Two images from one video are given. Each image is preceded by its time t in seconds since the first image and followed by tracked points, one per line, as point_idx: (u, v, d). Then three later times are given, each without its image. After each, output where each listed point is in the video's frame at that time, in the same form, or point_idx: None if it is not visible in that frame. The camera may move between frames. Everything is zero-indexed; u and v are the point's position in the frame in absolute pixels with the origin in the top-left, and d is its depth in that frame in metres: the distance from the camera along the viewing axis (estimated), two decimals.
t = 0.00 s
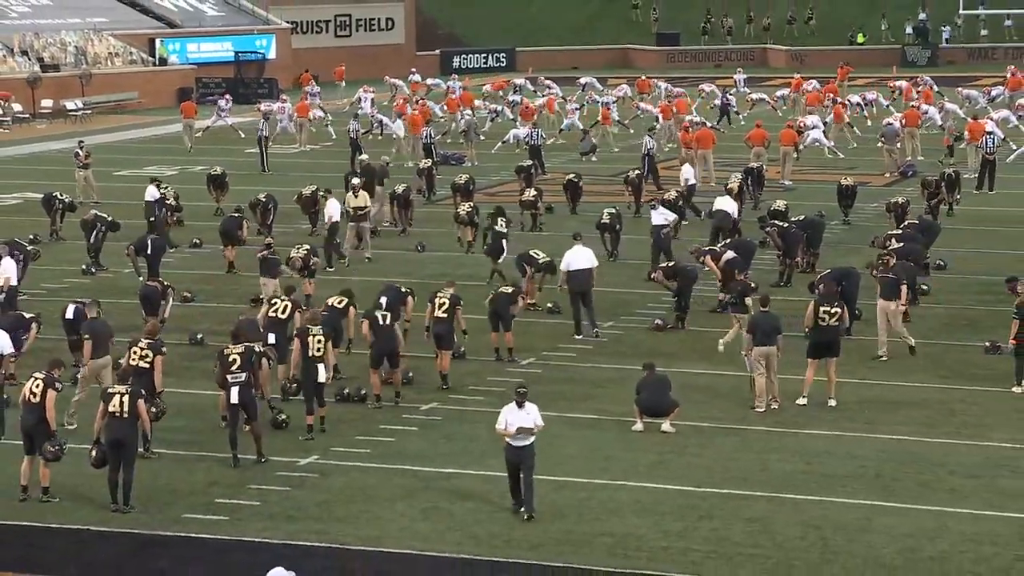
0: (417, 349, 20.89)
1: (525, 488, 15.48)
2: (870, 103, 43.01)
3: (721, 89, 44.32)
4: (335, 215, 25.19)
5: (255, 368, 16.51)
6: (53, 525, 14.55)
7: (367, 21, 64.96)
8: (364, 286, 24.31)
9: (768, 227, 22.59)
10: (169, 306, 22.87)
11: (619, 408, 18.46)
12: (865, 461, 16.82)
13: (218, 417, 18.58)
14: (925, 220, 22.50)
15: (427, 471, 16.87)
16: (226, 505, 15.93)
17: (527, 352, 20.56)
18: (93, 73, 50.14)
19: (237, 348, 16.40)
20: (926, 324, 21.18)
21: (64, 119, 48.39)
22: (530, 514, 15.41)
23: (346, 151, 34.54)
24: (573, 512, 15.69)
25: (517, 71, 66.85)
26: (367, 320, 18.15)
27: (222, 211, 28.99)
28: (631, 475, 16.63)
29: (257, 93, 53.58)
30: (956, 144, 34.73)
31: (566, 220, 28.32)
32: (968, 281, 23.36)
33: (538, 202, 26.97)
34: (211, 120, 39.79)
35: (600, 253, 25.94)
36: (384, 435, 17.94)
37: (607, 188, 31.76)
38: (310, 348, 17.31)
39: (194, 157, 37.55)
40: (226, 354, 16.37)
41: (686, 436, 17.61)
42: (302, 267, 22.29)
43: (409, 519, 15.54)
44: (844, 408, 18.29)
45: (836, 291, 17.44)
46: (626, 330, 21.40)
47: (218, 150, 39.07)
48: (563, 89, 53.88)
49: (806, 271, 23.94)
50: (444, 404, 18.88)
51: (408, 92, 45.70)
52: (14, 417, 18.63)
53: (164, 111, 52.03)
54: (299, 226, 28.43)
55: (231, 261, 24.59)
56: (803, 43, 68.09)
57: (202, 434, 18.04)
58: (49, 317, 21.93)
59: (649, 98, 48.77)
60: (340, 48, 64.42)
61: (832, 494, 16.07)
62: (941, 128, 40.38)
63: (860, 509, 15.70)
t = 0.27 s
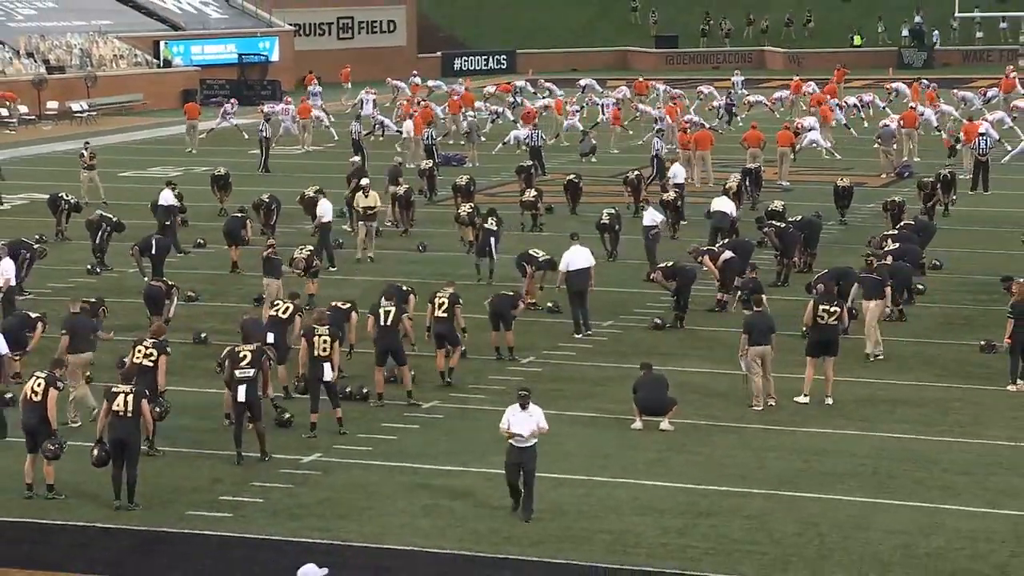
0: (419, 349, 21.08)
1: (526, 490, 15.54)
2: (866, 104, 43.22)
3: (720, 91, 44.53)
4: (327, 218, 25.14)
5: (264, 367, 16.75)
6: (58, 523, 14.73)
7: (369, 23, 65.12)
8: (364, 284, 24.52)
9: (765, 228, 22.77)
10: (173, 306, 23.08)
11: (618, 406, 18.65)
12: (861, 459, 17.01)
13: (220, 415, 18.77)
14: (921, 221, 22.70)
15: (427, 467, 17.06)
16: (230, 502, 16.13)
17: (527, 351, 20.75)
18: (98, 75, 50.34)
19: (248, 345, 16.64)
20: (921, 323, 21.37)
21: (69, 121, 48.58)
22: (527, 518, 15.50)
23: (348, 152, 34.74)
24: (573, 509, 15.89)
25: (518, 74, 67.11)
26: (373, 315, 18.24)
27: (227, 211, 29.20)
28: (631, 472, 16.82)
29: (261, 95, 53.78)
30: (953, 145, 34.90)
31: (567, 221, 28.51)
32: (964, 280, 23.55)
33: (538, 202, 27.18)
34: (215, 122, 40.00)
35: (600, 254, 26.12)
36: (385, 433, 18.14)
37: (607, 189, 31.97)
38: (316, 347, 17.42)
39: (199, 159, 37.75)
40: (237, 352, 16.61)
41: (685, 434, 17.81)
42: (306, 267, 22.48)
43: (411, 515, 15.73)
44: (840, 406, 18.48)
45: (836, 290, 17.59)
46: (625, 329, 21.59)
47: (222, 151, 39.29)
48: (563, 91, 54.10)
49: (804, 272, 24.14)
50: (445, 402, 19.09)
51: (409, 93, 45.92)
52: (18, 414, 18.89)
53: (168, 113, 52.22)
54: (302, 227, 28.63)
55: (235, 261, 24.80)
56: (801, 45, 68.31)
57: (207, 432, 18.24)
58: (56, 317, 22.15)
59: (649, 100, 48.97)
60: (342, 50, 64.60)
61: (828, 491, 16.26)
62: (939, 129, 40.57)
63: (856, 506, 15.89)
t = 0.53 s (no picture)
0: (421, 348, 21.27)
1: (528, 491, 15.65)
2: (864, 106, 43.42)
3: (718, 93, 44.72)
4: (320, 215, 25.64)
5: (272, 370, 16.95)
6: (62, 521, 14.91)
7: (371, 25, 65.30)
8: (365, 284, 24.71)
9: (763, 229, 22.98)
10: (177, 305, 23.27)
11: (617, 405, 18.84)
12: (858, 457, 17.19)
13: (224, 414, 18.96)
14: (917, 221, 22.91)
15: (428, 465, 17.25)
16: (234, 499, 16.32)
17: (527, 350, 20.94)
18: (103, 77, 50.51)
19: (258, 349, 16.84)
20: (918, 322, 21.56)
21: (75, 122, 48.73)
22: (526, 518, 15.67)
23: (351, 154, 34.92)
24: (573, 506, 16.07)
25: (519, 75, 67.32)
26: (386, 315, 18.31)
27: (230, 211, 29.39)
28: (630, 470, 17.01)
29: (265, 97, 53.96)
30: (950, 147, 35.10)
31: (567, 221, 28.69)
32: (960, 280, 23.74)
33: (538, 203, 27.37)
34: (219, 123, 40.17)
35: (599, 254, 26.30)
36: (386, 431, 18.33)
37: (607, 190, 32.14)
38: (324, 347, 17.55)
39: (203, 159, 37.92)
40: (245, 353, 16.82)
41: (684, 432, 17.99)
42: (309, 267, 22.67)
43: (412, 513, 15.92)
44: (837, 404, 18.66)
45: (831, 290, 17.79)
46: (624, 328, 21.77)
47: (224, 152, 39.48)
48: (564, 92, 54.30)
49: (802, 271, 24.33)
50: (446, 400, 19.28)
51: (410, 95, 46.11)
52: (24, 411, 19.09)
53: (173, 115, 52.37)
54: (305, 228, 28.82)
55: (239, 261, 24.99)
56: (799, 48, 68.52)
57: (210, 430, 18.43)
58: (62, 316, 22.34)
59: (647, 101, 49.15)
60: (345, 53, 64.77)
61: (825, 489, 16.44)
62: (936, 130, 40.75)
63: (852, 503, 16.07)
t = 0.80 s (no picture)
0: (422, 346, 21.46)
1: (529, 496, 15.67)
2: (862, 107, 43.62)
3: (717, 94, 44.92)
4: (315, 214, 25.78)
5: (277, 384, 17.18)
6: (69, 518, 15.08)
7: (374, 28, 65.53)
8: (367, 283, 24.89)
9: (763, 228, 23.12)
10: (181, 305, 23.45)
11: (617, 403, 19.01)
12: (856, 455, 17.36)
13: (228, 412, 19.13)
14: (915, 221, 23.09)
15: (430, 463, 17.42)
16: (238, 497, 16.49)
17: (528, 349, 21.12)
18: (108, 78, 50.68)
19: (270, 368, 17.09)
20: (915, 321, 21.73)
21: (80, 123, 48.89)
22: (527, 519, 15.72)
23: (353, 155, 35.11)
24: (574, 504, 16.24)
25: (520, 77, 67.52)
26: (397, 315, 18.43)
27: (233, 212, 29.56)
28: (630, 468, 17.17)
29: (268, 98, 54.16)
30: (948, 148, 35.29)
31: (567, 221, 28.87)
32: (956, 279, 23.93)
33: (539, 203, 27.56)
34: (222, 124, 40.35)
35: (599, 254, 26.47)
36: (389, 429, 18.52)
37: (607, 191, 32.32)
38: (332, 346, 17.70)
39: (207, 160, 38.09)
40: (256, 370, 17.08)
41: (684, 430, 18.16)
42: (312, 265, 22.83)
43: (415, 510, 16.09)
44: (835, 402, 18.84)
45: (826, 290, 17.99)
46: (624, 327, 21.94)
47: (228, 153, 39.66)
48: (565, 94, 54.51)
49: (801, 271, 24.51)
50: (448, 398, 19.46)
51: (412, 96, 46.31)
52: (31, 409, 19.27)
53: (178, 116, 52.52)
54: (308, 228, 29.00)
55: (243, 260, 25.17)
56: (797, 50, 68.74)
57: (214, 428, 18.61)
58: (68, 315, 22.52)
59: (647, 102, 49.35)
60: (348, 55, 64.92)
61: (824, 486, 16.61)
62: (934, 130, 40.94)
63: (851, 500, 16.23)
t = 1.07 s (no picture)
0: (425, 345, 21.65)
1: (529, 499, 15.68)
2: (862, 109, 43.83)
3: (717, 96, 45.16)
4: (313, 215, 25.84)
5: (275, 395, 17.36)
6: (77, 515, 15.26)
7: (378, 30, 65.84)
8: (371, 283, 25.10)
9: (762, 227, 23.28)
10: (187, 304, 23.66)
11: (618, 402, 19.19)
12: (855, 453, 17.53)
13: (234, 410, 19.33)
14: (913, 222, 23.27)
15: (433, 461, 17.61)
16: (244, 494, 16.68)
17: (529, 348, 21.31)
18: (114, 80, 50.91)
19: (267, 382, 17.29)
20: (913, 321, 21.91)
21: (87, 125, 49.10)
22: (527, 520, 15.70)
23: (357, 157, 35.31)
24: (575, 501, 16.42)
25: (523, 79, 67.72)
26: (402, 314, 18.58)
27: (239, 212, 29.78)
28: (631, 466, 17.36)
29: (273, 100, 54.38)
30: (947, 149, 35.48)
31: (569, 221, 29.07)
32: (954, 280, 24.11)
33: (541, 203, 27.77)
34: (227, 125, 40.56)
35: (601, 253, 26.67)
36: (392, 427, 18.71)
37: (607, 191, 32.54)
38: (337, 346, 17.84)
39: (211, 161, 38.29)
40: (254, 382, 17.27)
41: (685, 429, 18.34)
42: (316, 263, 23.00)
43: (418, 507, 16.28)
44: (834, 401, 19.02)
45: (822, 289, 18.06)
46: (626, 326, 22.14)
47: (232, 154, 39.88)
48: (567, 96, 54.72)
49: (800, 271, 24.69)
50: (450, 397, 19.65)
51: (415, 98, 46.53)
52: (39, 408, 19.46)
53: (184, 118, 52.73)
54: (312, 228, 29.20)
55: (248, 260, 25.37)
56: (797, 53, 68.97)
57: (220, 426, 18.80)
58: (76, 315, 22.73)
59: (649, 104, 49.57)
60: (353, 58, 65.08)
61: (823, 484, 16.78)
62: (933, 132, 41.13)
63: (850, 498, 16.40)
